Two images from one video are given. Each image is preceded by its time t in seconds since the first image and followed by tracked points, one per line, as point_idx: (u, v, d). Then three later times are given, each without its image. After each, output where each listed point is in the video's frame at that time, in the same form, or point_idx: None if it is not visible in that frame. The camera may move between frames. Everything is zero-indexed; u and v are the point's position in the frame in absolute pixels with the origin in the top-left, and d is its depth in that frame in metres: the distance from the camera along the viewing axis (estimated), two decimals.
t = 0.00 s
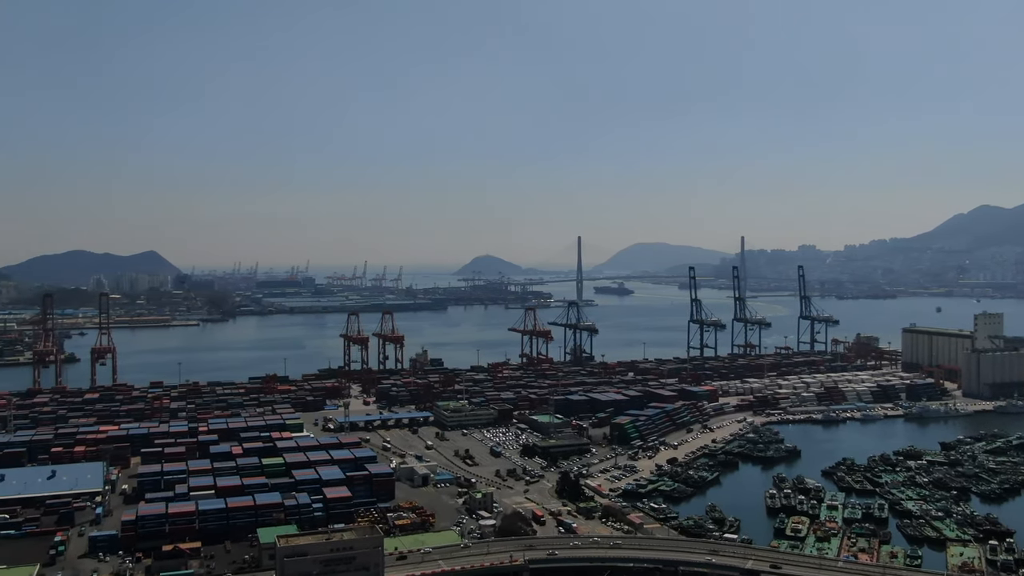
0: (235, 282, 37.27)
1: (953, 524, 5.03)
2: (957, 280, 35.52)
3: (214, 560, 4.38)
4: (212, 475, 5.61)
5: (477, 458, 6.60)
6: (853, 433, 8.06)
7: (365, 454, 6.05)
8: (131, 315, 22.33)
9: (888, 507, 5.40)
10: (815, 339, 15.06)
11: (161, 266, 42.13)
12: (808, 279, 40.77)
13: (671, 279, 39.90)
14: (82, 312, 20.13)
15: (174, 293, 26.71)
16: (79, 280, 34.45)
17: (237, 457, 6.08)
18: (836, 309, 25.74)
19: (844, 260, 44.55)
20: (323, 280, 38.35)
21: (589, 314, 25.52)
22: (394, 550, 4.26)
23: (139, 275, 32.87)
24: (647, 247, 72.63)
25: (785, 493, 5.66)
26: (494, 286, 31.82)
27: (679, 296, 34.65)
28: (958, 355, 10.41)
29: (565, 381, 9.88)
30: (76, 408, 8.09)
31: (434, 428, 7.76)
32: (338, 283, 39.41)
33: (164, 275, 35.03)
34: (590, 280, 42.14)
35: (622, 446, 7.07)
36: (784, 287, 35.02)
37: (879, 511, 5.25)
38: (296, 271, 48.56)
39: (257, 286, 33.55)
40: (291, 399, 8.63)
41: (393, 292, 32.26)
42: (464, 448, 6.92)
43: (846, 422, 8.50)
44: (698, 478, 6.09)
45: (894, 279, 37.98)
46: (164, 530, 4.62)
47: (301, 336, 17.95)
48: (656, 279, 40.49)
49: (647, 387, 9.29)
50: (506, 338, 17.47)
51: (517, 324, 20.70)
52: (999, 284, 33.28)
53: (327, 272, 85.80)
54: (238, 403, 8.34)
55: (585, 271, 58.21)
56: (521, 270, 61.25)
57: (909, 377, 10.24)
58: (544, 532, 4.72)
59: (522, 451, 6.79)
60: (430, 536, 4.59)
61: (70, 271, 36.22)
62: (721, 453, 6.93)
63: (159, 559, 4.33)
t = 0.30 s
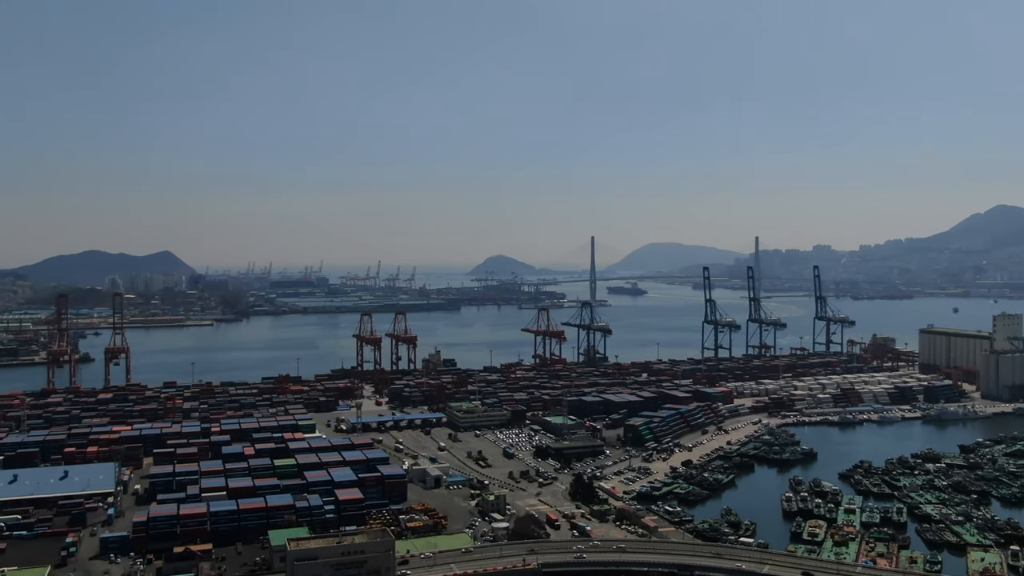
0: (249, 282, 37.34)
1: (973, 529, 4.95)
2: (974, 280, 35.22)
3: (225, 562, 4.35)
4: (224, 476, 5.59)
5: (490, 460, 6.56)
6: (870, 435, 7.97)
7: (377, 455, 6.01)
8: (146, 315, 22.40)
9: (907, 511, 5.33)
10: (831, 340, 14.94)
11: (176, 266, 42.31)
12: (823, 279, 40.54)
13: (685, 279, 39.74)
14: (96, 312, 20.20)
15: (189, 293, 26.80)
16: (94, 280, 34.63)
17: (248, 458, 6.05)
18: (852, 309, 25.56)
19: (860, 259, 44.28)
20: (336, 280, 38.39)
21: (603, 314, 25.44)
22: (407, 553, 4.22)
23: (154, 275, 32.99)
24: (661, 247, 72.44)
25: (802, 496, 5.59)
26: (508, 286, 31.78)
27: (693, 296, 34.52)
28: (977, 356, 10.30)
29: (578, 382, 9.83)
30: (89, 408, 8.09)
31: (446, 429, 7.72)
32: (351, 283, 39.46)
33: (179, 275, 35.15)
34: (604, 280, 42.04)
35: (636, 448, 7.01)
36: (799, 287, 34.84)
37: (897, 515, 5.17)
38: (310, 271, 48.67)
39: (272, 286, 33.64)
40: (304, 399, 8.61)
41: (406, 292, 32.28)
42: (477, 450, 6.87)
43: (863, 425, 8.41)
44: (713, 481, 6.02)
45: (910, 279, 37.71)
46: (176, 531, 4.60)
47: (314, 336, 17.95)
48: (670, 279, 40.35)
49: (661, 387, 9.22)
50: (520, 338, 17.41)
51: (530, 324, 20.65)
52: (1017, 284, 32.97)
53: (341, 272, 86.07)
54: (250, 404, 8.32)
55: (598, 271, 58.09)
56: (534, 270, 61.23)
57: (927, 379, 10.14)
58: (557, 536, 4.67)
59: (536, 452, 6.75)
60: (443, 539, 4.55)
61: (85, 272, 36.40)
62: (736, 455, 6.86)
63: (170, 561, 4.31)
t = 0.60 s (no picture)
0: (264, 282, 37.44)
1: (995, 534, 4.86)
2: (992, 280, 34.89)
3: (237, 564, 4.32)
4: (236, 478, 5.56)
5: (504, 462, 6.50)
6: (888, 437, 7.87)
7: (390, 457, 5.98)
8: (161, 315, 22.47)
9: (927, 516, 5.24)
10: (847, 341, 14.81)
11: (190, 266, 42.49)
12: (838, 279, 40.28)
13: (699, 279, 39.57)
14: (111, 312, 20.29)
15: (204, 293, 26.88)
16: (110, 280, 34.81)
17: (261, 459, 6.03)
18: (868, 309, 25.36)
19: (876, 259, 43.97)
20: (351, 280, 38.43)
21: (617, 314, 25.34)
22: (419, 557, 4.19)
23: (169, 274, 33.13)
24: (675, 246, 72.22)
25: (820, 500, 5.51)
26: (522, 286, 31.72)
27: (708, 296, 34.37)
28: (997, 357, 10.18)
29: (592, 383, 9.77)
30: (103, 408, 8.11)
31: (460, 430, 7.68)
32: (365, 283, 39.50)
33: (194, 275, 35.29)
34: (618, 280, 41.91)
35: (651, 450, 6.95)
36: (814, 288, 34.64)
37: (917, 520, 5.09)
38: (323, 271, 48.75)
39: (286, 286, 33.70)
40: (317, 400, 8.59)
41: (420, 292, 32.26)
42: (491, 451, 6.83)
43: (881, 427, 8.32)
44: (729, 484, 5.95)
45: (927, 279, 37.41)
46: (187, 533, 4.57)
47: (328, 337, 17.95)
48: (684, 279, 40.20)
49: (676, 389, 9.15)
50: (533, 339, 17.35)
51: (544, 325, 20.58)
52: None
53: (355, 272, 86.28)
54: (264, 404, 8.31)
55: (612, 271, 57.93)
56: (548, 270, 61.15)
57: (945, 380, 10.03)
58: (571, 539, 4.61)
59: (550, 454, 6.69)
60: (455, 542, 4.51)
61: (101, 272, 36.60)
62: (752, 458, 6.78)
63: (182, 563, 4.29)
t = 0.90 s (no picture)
0: (277, 282, 37.53)
1: (1016, 539, 4.78)
2: (1009, 280, 34.57)
3: (247, 567, 4.29)
4: (247, 479, 5.53)
5: (517, 463, 6.46)
6: (905, 440, 7.77)
7: (402, 458, 5.94)
8: (175, 314, 22.54)
9: (947, 520, 5.16)
10: (863, 341, 14.68)
11: (204, 266, 42.63)
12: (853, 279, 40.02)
13: (713, 278, 39.40)
14: (126, 312, 20.36)
15: (218, 293, 26.96)
16: (125, 280, 34.97)
17: (273, 460, 6.01)
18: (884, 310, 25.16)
19: (892, 259, 43.66)
20: (364, 280, 38.47)
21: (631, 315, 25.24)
22: (430, 560, 4.15)
23: (183, 274, 33.24)
24: (689, 246, 71.97)
25: (837, 503, 5.44)
26: (535, 287, 31.66)
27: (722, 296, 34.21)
28: (1016, 359, 10.05)
29: (605, 384, 9.71)
30: (117, 408, 8.11)
31: (472, 431, 7.64)
32: (378, 283, 39.53)
33: (208, 275, 35.40)
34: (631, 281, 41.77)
35: (665, 451, 6.88)
36: (829, 288, 34.44)
37: (937, 524, 5.01)
38: (336, 271, 48.86)
39: (300, 286, 33.76)
40: (329, 400, 8.57)
41: (433, 292, 32.25)
42: (503, 453, 6.78)
43: (898, 429, 8.22)
44: (745, 486, 5.88)
45: (943, 279, 37.11)
46: (199, 534, 4.55)
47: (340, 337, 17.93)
48: (697, 279, 40.03)
49: (690, 390, 9.08)
50: (546, 339, 17.28)
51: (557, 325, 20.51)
52: None
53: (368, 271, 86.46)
54: (276, 404, 8.30)
55: (625, 270, 57.80)
56: (561, 270, 61.06)
57: (964, 382, 9.91)
58: (584, 543, 4.56)
59: (563, 456, 6.64)
60: (468, 545, 4.46)
61: (115, 271, 36.76)
62: (768, 460, 6.71)
63: (192, 566, 4.26)
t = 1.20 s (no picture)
0: (290, 282, 37.64)
1: None
2: None
3: (258, 569, 4.26)
4: (258, 480, 5.51)
5: (529, 465, 6.41)
6: (923, 442, 7.67)
7: (414, 459, 5.90)
8: (188, 314, 22.62)
9: (966, 524, 5.08)
10: (879, 342, 14.56)
11: (217, 266, 42.81)
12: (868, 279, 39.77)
13: (727, 278, 39.24)
14: (140, 312, 20.45)
15: (231, 293, 27.05)
16: (139, 280, 35.16)
17: (284, 461, 5.98)
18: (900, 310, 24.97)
19: (907, 259, 43.36)
20: (377, 281, 38.52)
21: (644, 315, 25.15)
22: (442, 563, 4.11)
23: (197, 275, 33.37)
24: (702, 246, 71.75)
25: (854, 507, 5.36)
26: (547, 287, 31.60)
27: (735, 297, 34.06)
28: None
29: (619, 385, 9.65)
30: (129, 408, 8.12)
31: (484, 433, 7.59)
32: (391, 283, 39.58)
33: (222, 275, 35.53)
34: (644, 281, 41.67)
35: (679, 453, 6.82)
36: (844, 288, 34.23)
37: (956, 528, 4.93)
38: (349, 271, 48.97)
39: (313, 286, 33.85)
40: (341, 401, 8.55)
41: (446, 292, 32.25)
42: (516, 454, 6.73)
43: (915, 431, 8.12)
44: (760, 489, 5.81)
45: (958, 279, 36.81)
46: (210, 536, 4.52)
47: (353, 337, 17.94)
48: (711, 279, 39.88)
49: (704, 391, 9.01)
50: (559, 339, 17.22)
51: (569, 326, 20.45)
52: None
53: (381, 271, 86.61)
54: (288, 405, 8.29)
55: (638, 270, 57.66)
56: (573, 270, 60.99)
57: (982, 383, 9.80)
58: (598, 546, 4.51)
59: (576, 458, 6.58)
60: (480, 548, 4.42)
61: (129, 272, 36.94)
62: (783, 463, 6.63)
63: (203, 568, 4.23)
